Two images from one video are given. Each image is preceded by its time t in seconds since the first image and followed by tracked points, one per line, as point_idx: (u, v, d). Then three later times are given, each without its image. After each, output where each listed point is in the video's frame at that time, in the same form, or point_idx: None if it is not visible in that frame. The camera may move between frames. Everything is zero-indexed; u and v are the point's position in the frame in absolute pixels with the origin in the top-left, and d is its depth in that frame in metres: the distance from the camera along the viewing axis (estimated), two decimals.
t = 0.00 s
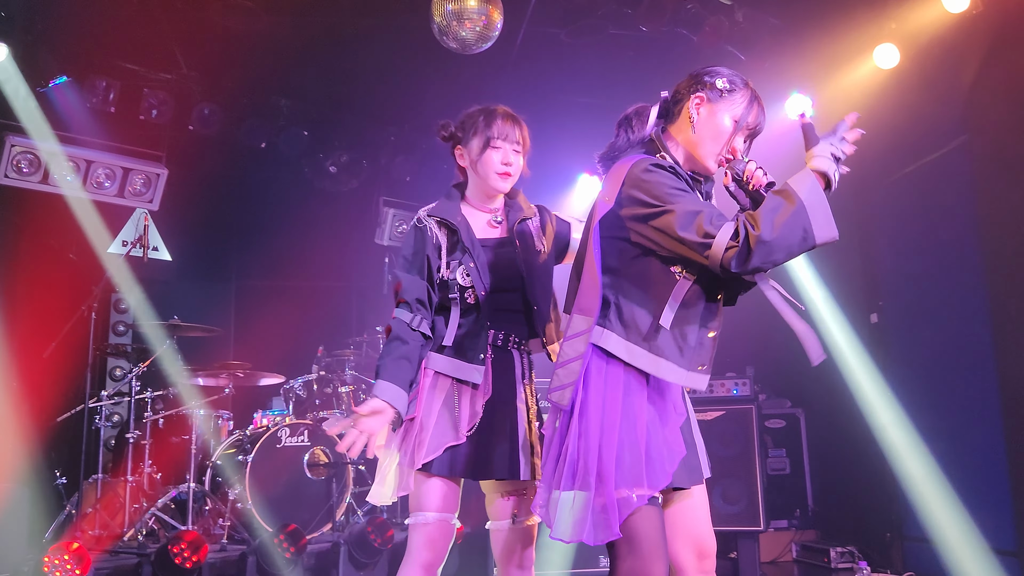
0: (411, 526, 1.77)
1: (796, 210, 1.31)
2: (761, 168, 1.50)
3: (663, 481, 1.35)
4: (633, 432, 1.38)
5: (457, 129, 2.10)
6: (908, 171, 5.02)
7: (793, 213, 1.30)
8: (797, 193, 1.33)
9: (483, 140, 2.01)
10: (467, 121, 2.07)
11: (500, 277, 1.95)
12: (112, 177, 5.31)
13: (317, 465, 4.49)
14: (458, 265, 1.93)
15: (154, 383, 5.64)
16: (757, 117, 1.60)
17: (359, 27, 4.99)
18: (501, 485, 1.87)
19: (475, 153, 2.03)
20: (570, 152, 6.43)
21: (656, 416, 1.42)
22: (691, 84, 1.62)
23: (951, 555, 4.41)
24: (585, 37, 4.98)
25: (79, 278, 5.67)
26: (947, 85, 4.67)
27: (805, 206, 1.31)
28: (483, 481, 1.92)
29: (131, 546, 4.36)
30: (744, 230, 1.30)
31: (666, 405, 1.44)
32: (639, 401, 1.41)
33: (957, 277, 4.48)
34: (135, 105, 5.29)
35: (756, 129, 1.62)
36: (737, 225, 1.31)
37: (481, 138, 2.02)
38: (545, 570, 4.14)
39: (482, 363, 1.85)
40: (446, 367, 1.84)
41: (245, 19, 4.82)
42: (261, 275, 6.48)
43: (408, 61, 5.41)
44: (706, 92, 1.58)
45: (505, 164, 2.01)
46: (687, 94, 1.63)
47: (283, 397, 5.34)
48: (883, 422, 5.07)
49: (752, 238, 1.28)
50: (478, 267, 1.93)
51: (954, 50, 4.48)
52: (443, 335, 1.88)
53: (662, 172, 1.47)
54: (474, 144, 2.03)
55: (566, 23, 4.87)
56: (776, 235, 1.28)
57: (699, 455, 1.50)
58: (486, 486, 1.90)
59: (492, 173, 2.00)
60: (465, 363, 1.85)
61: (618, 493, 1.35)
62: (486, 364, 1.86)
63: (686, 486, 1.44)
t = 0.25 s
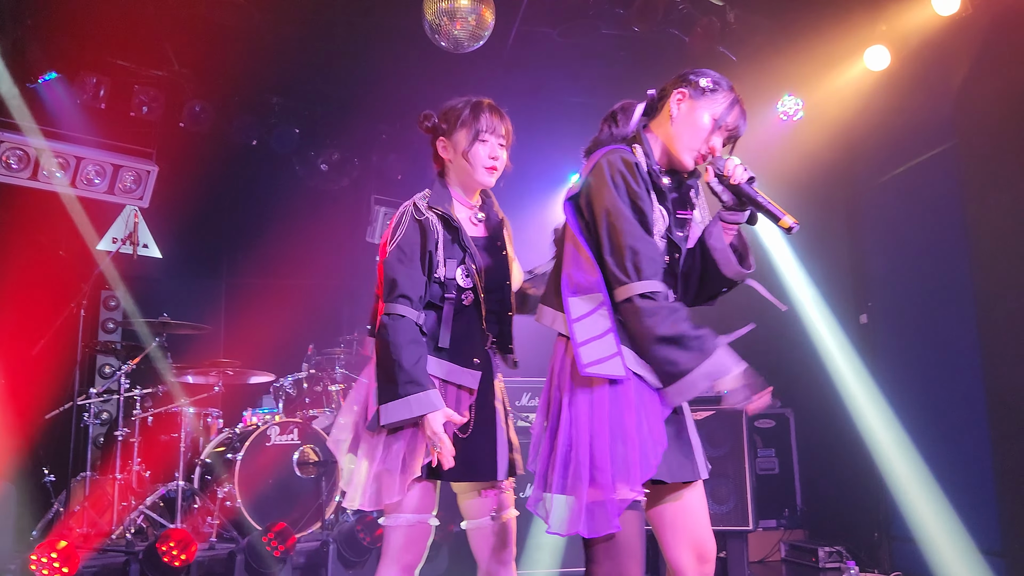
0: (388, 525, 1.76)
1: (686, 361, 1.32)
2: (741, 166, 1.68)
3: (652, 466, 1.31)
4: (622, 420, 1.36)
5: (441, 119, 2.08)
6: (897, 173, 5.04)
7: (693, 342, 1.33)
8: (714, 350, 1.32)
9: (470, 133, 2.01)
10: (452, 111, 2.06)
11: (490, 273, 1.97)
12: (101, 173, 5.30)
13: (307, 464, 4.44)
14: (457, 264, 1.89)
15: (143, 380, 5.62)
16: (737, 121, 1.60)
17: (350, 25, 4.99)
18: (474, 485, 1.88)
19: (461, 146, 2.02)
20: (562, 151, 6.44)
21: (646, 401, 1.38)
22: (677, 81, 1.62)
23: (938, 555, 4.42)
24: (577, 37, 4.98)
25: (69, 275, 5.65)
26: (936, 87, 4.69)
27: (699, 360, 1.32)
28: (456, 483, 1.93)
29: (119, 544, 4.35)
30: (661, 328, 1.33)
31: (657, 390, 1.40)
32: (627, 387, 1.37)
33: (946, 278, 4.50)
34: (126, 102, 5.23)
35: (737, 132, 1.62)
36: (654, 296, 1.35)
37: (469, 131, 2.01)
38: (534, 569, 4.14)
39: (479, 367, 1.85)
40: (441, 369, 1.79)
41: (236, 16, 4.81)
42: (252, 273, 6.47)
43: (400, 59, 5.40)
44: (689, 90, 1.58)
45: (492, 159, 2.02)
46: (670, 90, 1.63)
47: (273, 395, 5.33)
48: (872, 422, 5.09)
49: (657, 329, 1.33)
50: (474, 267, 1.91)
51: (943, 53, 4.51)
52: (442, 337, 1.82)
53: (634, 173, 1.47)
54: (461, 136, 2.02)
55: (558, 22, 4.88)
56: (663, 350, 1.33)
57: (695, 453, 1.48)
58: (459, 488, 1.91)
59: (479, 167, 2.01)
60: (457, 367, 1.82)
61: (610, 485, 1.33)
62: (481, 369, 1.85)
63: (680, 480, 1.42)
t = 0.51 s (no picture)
0: (365, 526, 1.79)
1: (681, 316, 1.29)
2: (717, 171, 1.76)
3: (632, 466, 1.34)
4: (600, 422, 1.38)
5: (423, 116, 2.09)
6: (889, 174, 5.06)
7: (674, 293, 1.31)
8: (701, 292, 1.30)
9: (453, 133, 2.02)
10: (435, 108, 2.07)
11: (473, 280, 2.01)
12: (94, 171, 5.29)
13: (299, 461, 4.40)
14: (449, 260, 1.91)
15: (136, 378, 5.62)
16: (717, 126, 1.65)
17: (344, 24, 4.99)
18: (449, 486, 1.96)
19: (442, 146, 2.04)
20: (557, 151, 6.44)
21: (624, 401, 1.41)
22: (663, 82, 1.65)
23: (928, 555, 4.45)
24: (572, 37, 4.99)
25: (61, 273, 5.64)
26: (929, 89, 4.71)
27: (695, 309, 1.29)
28: (432, 486, 2.01)
29: (111, 542, 4.35)
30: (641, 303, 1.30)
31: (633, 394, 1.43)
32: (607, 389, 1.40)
33: (937, 279, 4.52)
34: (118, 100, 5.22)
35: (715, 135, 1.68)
36: (627, 276, 1.31)
37: (451, 132, 2.02)
38: (526, 567, 4.15)
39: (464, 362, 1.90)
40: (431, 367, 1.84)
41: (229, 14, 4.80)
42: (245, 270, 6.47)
43: (394, 58, 5.40)
44: (674, 91, 1.61)
45: (471, 163, 2.05)
46: (655, 91, 1.66)
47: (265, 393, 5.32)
48: (863, 422, 5.11)
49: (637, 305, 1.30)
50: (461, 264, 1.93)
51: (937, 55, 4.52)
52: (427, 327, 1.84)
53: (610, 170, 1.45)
54: (441, 136, 2.04)
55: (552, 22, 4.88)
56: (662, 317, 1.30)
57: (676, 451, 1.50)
58: (435, 491, 1.99)
59: (459, 169, 2.04)
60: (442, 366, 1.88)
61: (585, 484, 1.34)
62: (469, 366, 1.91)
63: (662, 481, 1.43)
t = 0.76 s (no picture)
0: (352, 525, 1.79)
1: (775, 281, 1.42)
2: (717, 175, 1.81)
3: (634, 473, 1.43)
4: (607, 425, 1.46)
5: (401, 118, 2.12)
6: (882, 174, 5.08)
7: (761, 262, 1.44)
8: (795, 262, 1.43)
9: (430, 141, 2.07)
10: (413, 111, 2.10)
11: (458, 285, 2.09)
12: (86, 167, 5.35)
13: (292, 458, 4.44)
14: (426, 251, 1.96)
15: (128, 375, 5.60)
16: (717, 123, 1.68)
17: (338, 20, 4.98)
18: (433, 485, 1.96)
19: (419, 151, 2.08)
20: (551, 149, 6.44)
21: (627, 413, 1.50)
22: (657, 87, 1.67)
23: (918, 553, 4.47)
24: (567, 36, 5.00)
25: (53, 269, 5.63)
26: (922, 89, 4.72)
27: (789, 273, 1.42)
28: (415, 484, 2.00)
29: (102, 540, 4.33)
30: (735, 272, 1.42)
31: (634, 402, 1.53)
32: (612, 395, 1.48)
33: (928, 279, 4.54)
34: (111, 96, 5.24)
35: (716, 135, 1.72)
36: (712, 250, 1.43)
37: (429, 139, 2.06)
38: (518, 565, 4.16)
39: (450, 352, 1.97)
40: (415, 359, 1.88)
41: (222, 9, 4.79)
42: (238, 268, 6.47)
43: (388, 56, 5.40)
44: (672, 100, 1.64)
45: (445, 170, 2.10)
46: (652, 98, 1.68)
47: (258, 391, 5.32)
48: (855, 422, 5.13)
49: (729, 275, 1.41)
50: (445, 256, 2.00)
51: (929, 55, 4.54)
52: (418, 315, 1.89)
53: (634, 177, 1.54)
54: (420, 142, 2.08)
55: (546, 20, 4.89)
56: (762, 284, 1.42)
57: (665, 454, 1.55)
58: (419, 489, 1.98)
59: (433, 177, 2.09)
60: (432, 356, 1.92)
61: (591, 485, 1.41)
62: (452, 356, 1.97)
63: (654, 483, 1.51)
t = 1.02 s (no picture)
0: (350, 523, 1.81)
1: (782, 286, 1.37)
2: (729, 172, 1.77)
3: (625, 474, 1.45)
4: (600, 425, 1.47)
5: (389, 127, 2.15)
6: (876, 176, 5.10)
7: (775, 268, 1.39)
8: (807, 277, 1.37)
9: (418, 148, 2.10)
10: (401, 119, 2.13)
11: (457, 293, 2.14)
12: (82, 167, 5.47)
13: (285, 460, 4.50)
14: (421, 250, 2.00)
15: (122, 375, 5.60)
16: (724, 118, 1.68)
17: (334, 21, 4.98)
18: (435, 484, 1.95)
19: (408, 158, 2.12)
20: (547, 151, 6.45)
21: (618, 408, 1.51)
22: (660, 90, 1.68)
23: (911, 555, 4.49)
24: (563, 37, 5.01)
25: (48, 268, 5.61)
26: (916, 92, 4.74)
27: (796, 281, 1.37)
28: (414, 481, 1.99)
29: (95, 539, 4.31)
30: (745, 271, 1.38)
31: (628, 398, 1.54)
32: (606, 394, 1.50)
33: (922, 282, 4.56)
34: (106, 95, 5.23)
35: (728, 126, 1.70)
36: (724, 244, 1.41)
37: (417, 146, 2.10)
38: (512, 566, 4.17)
39: (450, 349, 1.98)
40: (414, 355, 1.89)
41: (217, 8, 4.79)
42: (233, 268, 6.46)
43: (384, 56, 5.40)
44: (673, 104, 1.65)
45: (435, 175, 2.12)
46: (655, 101, 1.69)
47: (252, 391, 5.32)
48: (849, 424, 5.15)
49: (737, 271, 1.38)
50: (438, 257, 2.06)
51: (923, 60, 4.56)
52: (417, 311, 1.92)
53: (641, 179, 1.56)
54: (408, 150, 2.11)
55: (542, 22, 4.90)
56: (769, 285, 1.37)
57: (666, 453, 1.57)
58: (417, 486, 1.98)
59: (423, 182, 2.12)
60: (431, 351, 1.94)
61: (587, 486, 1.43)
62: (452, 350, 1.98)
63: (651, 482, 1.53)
